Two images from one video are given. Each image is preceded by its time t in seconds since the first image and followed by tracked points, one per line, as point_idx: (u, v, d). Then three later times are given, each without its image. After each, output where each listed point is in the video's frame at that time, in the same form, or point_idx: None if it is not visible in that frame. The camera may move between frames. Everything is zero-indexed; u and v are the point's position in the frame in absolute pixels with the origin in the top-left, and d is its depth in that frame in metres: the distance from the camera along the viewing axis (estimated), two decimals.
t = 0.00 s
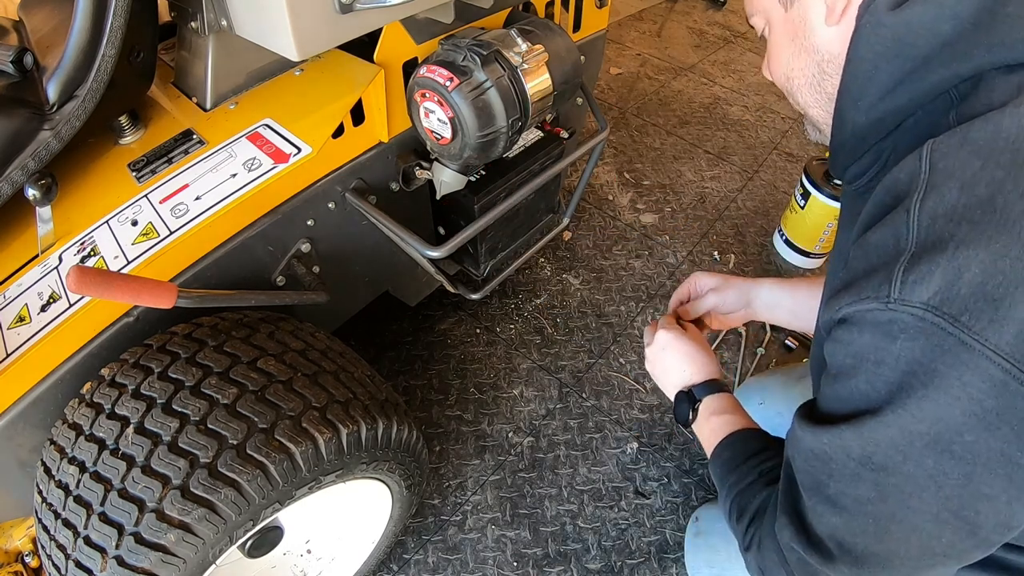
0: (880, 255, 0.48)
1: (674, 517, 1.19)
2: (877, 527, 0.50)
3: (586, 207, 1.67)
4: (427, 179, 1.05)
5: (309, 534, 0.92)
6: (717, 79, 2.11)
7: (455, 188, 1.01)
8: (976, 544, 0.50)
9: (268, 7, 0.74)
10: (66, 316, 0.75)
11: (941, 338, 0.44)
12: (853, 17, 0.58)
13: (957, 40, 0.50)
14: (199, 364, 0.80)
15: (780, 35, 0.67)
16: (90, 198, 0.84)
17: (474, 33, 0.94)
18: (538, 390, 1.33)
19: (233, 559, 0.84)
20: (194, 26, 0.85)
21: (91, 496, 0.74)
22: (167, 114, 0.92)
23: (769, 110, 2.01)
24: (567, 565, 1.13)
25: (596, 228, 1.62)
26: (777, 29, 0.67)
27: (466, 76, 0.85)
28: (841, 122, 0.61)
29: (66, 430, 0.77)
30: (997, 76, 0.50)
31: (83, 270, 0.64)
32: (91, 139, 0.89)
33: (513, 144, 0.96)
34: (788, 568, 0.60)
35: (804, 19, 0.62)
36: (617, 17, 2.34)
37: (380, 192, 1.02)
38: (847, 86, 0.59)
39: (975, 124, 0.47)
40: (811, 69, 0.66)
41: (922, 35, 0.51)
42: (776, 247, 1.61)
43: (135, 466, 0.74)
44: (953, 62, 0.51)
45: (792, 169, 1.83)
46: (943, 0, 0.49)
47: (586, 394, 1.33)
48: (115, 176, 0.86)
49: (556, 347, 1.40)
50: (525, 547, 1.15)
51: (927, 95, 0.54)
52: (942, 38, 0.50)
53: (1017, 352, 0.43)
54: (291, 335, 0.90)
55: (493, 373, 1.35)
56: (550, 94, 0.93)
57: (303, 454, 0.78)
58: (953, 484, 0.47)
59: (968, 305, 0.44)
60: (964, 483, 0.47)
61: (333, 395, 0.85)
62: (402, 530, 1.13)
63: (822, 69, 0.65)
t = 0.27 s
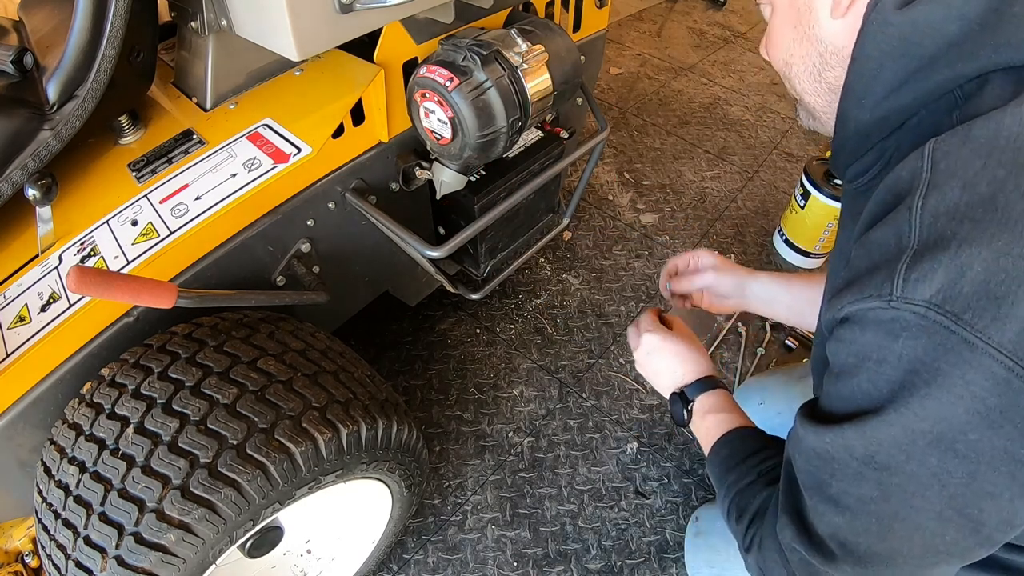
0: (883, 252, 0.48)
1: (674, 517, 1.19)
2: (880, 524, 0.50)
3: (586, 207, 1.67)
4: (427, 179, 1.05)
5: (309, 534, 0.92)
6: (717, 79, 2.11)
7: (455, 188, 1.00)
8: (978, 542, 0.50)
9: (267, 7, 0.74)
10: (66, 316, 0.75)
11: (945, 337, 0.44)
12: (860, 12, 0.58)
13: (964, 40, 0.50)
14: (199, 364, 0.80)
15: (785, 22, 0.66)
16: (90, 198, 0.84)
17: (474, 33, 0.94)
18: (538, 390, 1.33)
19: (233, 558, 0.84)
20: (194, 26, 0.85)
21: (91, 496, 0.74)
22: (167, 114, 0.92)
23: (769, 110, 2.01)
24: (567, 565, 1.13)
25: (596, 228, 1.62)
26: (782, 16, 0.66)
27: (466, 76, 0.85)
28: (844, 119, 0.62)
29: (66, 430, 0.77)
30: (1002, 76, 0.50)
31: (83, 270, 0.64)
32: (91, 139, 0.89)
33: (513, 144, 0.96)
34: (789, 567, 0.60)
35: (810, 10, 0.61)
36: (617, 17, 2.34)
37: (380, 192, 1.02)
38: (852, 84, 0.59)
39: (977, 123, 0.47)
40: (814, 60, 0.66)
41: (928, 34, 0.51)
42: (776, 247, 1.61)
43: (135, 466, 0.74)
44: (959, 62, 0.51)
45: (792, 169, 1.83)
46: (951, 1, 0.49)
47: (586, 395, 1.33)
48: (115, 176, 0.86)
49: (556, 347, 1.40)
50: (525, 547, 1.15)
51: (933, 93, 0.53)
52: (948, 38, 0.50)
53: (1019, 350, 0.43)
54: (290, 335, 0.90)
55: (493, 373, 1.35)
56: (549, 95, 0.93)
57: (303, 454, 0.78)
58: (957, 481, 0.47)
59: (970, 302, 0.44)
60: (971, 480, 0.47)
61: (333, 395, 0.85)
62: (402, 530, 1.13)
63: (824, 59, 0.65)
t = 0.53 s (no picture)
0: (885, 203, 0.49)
1: (674, 517, 1.19)
2: (833, 455, 0.50)
3: (586, 207, 1.67)
4: (427, 180, 1.05)
5: (309, 534, 0.92)
6: (717, 79, 2.11)
7: (455, 188, 1.00)
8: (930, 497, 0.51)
9: (268, 8, 0.74)
10: (66, 316, 0.75)
11: (926, 277, 0.44)
12: None
13: (973, 29, 0.50)
14: (199, 364, 0.80)
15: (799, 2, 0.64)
16: (91, 198, 0.84)
17: (474, 33, 0.94)
18: (538, 390, 1.33)
19: (233, 559, 0.84)
20: (194, 26, 0.85)
21: (91, 496, 0.74)
22: (167, 114, 0.92)
23: (769, 110, 2.01)
24: (567, 565, 1.13)
25: (596, 228, 1.62)
26: None
27: (465, 76, 0.85)
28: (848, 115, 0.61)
29: (66, 430, 0.77)
30: (1007, 68, 0.50)
31: (83, 270, 0.65)
32: (91, 139, 0.89)
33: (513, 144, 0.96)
34: (715, 487, 0.59)
35: None
36: (617, 17, 2.34)
37: (380, 192, 1.02)
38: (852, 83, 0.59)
39: (980, 96, 0.47)
40: (824, 42, 0.63)
41: (938, 18, 0.51)
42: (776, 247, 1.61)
43: (135, 466, 0.74)
44: (968, 49, 0.51)
45: (792, 169, 1.83)
46: None
47: (586, 394, 1.33)
48: (115, 176, 0.86)
49: (556, 347, 1.40)
50: (525, 547, 1.15)
51: (940, 83, 0.54)
52: (957, 27, 0.51)
53: (1000, 309, 0.43)
54: (291, 335, 0.90)
55: (493, 373, 1.35)
56: (549, 95, 0.93)
57: (303, 454, 0.78)
58: (931, 438, 0.47)
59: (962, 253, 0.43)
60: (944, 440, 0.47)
61: (333, 395, 0.85)
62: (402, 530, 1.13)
63: (835, 42, 0.62)
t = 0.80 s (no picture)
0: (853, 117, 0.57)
1: (674, 517, 1.19)
2: (751, 308, 0.58)
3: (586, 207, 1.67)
4: (427, 180, 1.05)
5: (309, 534, 0.92)
6: (717, 79, 2.11)
7: (455, 188, 1.00)
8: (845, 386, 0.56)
9: (267, 8, 0.74)
10: (66, 316, 0.75)
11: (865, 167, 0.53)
12: None
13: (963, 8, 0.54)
14: (199, 364, 0.80)
15: None
16: (91, 198, 0.84)
17: (474, 33, 0.94)
18: (538, 390, 1.33)
19: (233, 558, 0.84)
20: (194, 26, 0.85)
21: (91, 496, 0.74)
22: (167, 114, 0.92)
23: (769, 110, 2.01)
24: (567, 565, 1.13)
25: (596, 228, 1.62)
26: None
27: (466, 75, 0.85)
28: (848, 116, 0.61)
29: (66, 430, 0.77)
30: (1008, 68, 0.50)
31: (83, 270, 0.64)
32: (91, 139, 0.90)
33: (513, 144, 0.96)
34: (645, 328, 0.68)
35: None
36: (617, 17, 2.34)
37: (380, 192, 1.01)
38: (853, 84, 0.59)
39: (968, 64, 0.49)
40: (827, 23, 0.69)
41: None
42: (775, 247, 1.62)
43: (135, 466, 0.74)
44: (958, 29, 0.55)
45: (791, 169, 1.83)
46: None
47: (586, 394, 1.33)
48: (115, 176, 0.86)
49: (556, 347, 1.40)
50: (525, 547, 1.15)
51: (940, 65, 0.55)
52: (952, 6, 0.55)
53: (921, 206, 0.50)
54: (291, 335, 0.90)
55: (493, 373, 1.35)
56: (549, 95, 0.93)
57: (303, 454, 0.78)
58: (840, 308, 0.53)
59: (895, 151, 0.52)
60: (870, 330, 0.53)
61: (333, 395, 0.85)
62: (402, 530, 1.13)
63: (836, 25, 0.67)
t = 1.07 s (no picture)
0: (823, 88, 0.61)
1: (674, 517, 1.19)
2: (728, 262, 0.62)
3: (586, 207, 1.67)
4: (427, 179, 1.05)
5: (309, 534, 0.92)
6: (717, 79, 2.11)
7: (456, 187, 0.99)
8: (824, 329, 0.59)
9: (267, 7, 0.74)
10: (66, 316, 0.75)
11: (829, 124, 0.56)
12: None
13: None
14: (199, 364, 0.80)
15: None
16: (91, 198, 0.84)
17: (474, 33, 0.94)
18: (538, 390, 1.33)
19: (233, 559, 0.84)
20: (194, 26, 0.85)
21: (91, 496, 0.74)
22: (167, 113, 0.92)
23: (769, 110, 2.01)
24: (567, 565, 1.13)
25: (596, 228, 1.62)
26: None
27: (466, 75, 0.85)
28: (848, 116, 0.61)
29: (66, 430, 0.77)
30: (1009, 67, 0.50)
31: (83, 270, 0.64)
32: (91, 139, 0.90)
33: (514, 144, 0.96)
34: (638, 284, 0.73)
35: None
36: (617, 17, 2.34)
37: (380, 192, 1.01)
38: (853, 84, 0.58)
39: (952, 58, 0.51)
40: (809, 16, 0.72)
41: None
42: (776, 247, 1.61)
43: (135, 466, 0.74)
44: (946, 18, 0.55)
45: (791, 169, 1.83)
46: None
47: (586, 394, 1.33)
48: (115, 176, 0.86)
49: (557, 347, 1.40)
50: (525, 547, 1.15)
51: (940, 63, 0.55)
52: None
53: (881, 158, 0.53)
54: (290, 335, 0.90)
55: (493, 373, 1.35)
56: (550, 94, 0.93)
57: (303, 454, 0.78)
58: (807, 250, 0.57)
59: (858, 111, 0.56)
60: (836, 280, 0.57)
61: (333, 396, 0.85)
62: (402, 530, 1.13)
63: (818, 17, 0.71)
